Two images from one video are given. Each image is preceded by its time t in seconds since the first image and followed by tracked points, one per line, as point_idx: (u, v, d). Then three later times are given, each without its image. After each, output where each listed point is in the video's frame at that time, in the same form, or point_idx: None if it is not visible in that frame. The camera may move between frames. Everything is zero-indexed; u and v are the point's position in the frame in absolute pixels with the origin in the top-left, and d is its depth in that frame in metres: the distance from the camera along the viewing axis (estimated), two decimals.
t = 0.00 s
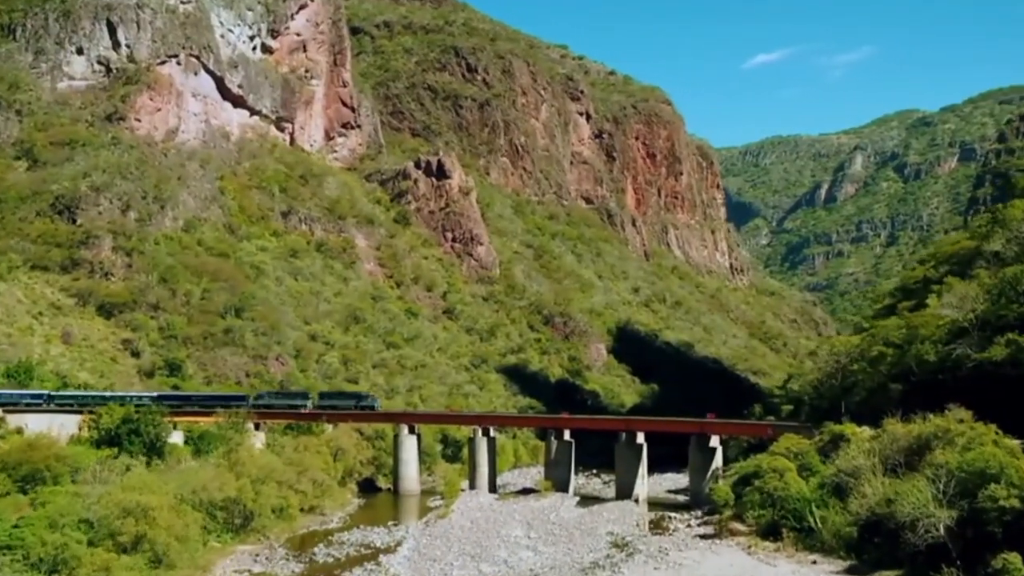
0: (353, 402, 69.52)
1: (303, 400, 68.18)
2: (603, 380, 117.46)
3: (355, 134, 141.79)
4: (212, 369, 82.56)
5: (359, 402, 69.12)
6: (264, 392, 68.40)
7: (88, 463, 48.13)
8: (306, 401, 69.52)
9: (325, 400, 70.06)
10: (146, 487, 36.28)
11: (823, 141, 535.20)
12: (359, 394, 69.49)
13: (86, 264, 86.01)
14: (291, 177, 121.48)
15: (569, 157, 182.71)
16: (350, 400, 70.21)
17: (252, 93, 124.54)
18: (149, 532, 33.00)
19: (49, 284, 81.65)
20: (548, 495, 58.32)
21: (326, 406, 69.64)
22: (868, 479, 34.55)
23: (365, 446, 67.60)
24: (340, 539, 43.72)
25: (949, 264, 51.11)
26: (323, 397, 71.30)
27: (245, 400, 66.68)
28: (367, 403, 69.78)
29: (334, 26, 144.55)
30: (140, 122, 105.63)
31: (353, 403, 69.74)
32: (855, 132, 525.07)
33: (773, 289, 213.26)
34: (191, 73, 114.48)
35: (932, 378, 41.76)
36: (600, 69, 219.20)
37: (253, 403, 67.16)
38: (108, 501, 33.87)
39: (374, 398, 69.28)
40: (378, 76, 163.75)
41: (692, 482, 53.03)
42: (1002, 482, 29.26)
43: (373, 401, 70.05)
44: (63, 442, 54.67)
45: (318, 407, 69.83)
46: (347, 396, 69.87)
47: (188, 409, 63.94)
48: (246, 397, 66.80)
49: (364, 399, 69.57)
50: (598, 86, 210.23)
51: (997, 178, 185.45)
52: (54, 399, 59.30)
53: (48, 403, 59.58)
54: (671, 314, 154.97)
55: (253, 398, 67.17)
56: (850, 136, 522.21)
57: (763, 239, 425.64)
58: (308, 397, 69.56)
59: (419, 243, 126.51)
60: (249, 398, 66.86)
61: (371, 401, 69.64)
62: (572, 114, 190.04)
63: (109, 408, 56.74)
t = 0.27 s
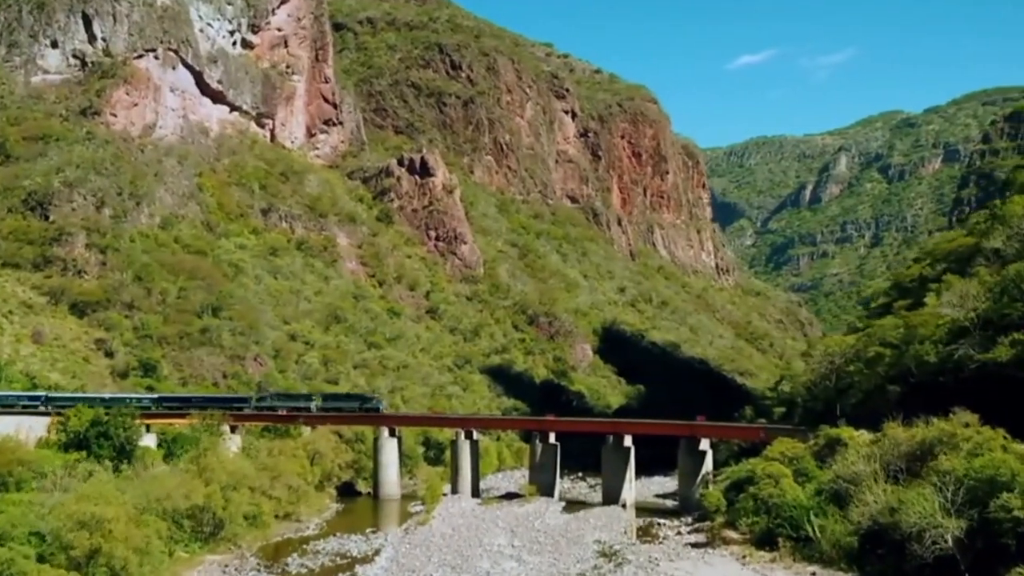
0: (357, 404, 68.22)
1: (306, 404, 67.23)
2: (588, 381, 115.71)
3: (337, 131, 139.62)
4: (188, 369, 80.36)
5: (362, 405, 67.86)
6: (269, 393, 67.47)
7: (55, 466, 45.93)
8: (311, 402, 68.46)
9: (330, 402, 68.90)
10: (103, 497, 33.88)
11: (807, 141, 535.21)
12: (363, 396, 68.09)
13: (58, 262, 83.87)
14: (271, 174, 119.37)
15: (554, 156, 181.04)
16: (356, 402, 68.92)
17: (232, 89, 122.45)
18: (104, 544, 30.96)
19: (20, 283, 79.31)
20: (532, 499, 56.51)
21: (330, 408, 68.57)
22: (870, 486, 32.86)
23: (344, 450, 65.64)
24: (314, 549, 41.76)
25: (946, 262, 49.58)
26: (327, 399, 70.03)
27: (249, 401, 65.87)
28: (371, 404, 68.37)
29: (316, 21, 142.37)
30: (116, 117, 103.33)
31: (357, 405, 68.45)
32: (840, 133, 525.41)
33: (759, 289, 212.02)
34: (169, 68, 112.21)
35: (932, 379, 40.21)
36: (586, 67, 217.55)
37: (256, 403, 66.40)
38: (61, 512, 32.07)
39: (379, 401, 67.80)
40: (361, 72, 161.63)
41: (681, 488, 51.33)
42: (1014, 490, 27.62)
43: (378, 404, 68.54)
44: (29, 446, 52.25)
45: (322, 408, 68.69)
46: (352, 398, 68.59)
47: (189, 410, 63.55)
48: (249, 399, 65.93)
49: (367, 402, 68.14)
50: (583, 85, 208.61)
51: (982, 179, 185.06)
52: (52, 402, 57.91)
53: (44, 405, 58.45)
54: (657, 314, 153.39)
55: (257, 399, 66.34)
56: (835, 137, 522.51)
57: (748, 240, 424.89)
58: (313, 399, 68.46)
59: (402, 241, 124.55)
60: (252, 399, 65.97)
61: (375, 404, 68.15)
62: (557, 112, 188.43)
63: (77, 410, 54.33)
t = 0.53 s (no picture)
0: (361, 406, 64.71)
1: (309, 407, 63.93)
2: (573, 381, 113.58)
3: (318, 127, 137.18)
4: (161, 369, 77.83)
5: (366, 408, 64.34)
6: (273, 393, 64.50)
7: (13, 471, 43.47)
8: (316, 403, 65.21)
9: (334, 403, 65.60)
10: (49, 508, 31.66)
11: (792, 142, 535.12)
12: (366, 397, 64.54)
13: (27, 258, 81.49)
14: (250, 170, 116.91)
15: (539, 154, 179.04)
16: (360, 402, 65.37)
17: (210, 83, 119.97)
18: (46, 562, 28.83)
19: None
20: (517, 505, 54.32)
21: (334, 410, 65.27)
22: (877, 494, 30.77)
23: (321, 453, 63.27)
24: (286, 559, 39.40)
25: (947, 258, 47.67)
26: (333, 399, 66.86)
27: (250, 404, 62.88)
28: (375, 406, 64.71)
29: (297, 15, 139.81)
30: (89, 110, 100.76)
31: (360, 407, 64.91)
32: (824, 133, 525.33)
33: (745, 289, 210.42)
34: (145, 60, 109.65)
35: (937, 381, 38.27)
36: (571, 64, 215.61)
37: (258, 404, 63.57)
38: (5, 524, 29.75)
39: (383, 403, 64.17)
40: (343, 68, 159.04)
41: (672, 493, 49.22)
42: None
43: (383, 405, 64.77)
44: None
45: (326, 410, 65.43)
46: (355, 399, 65.10)
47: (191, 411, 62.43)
48: (250, 400, 63.12)
49: (372, 403, 64.47)
50: (568, 82, 206.72)
51: (966, 179, 184.28)
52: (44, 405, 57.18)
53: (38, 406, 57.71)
54: (643, 313, 151.42)
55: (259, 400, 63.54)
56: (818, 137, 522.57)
57: (732, 240, 423.85)
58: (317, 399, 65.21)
59: (384, 239, 122.21)
60: (253, 400, 63.16)
61: (380, 405, 64.47)
62: (542, 109, 186.45)
63: (39, 414, 51.91)
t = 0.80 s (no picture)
0: (362, 407, 62.31)
1: (309, 407, 61.85)
2: (557, 380, 111.25)
3: (297, 121, 134.45)
4: (132, 368, 75.06)
5: (367, 408, 61.88)
6: (274, 394, 63.24)
7: None
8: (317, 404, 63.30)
9: (336, 403, 63.42)
10: None
11: (775, 142, 534.69)
12: (367, 397, 62.31)
13: None
14: (227, 164, 114.19)
15: (522, 150, 176.84)
16: (362, 403, 63.02)
17: (186, 75, 117.29)
18: None
19: None
20: (499, 510, 52.02)
21: (334, 410, 62.94)
22: (888, 501, 28.60)
23: (296, 455, 60.79)
24: (254, 569, 36.95)
25: (951, 253, 45.66)
26: (333, 399, 64.68)
27: (248, 403, 62.38)
28: (378, 407, 62.42)
29: (275, 7, 137.02)
30: (60, 101, 97.91)
31: (362, 408, 62.65)
32: (807, 133, 525.10)
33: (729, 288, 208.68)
34: (118, 51, 106.82)
35: (945, 379, 36.16)
36: (554, 61, 213.37)
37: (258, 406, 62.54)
38: None
39: (385, 403, 61.93)
40: (323, 62, 155.65)
41: (662, 499, 47.06)
42: None
43: (385, 406, 62.38)
44: None
45: (328, 411, 63.16)
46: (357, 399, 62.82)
47: (186, 412, 61.29)
48: (249, 401, 62.23)
49: (373, 404, 62.19)
50: (552, 79, 204.54)
51: (950, 179, 183.44)
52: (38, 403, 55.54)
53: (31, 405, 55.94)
54: (628, 312, 149.30)
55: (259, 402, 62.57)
56: (801, 137, 522.37)
57: (715, 240, 422.52)
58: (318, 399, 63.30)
59: (364, 235, 119.68)
60: (252, 402, 62.28)
61: (382, 406, 62.13)
62: (526, 105, 184.34)
63: None
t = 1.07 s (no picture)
0: (363, 408, 59.45)
1: (307, 407, 58.80)
2: (540, 381, 108.75)
3: (274, 115, 131.58)
4: (98, 367, 72.21)
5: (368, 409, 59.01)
6: (271, 394, 60.49)
7: None
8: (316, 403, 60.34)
9: (335, 403, 60.62)
10: None
11: (756, 143, 534.17)
12: (368, 397, 59.49)
13: None
14: (201, 158, 111.32)
15: (504, 147, 174.48)
16: (362, 403, 60.20)
17: (160, 67, 114.48)
18: None
19: None
20: (479, 515, 49.64)
21: (333, 410, 60.02)
22: (902, 508, 26.42)
23: (267, 457, 58.07)
24: None
25: (955, 245, 43.57)
26: (334, 399, 61.54)
27: (244, 405, 59.71)
28: (380, 407, 59.66)
29: None
30: (26, 91, 94.75)
31: (363, 409, 59.86)
32: (789, 134, 524.79)
33: (712, 288, 206.83)
34: (88, 41, 103.87)
35: (955, 378, 34.02)
36: (536, 57, 211.14)
37: (254, 406, 59.82)
38: None
39: (386, 403, 59.24)
40: (302, 56, 152.52)
41: (652, 503, 44.73)
42: None
43: (387, 406, 59.57)
44: None
45: (327, 412, 60.21)
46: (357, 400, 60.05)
47: (180, 412, 59.06)
48: (245, 401, 59.63)
49: (375, 405, 59.41)
50: (534, 76, 202.32)
51: (933, 179, 182.38)
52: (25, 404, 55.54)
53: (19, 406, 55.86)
54: (611, 311, 147.04)
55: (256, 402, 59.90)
56: (783, 138, 521.90)
57: (697, 241, 421.04)
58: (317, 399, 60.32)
59: (342, 232, 116.96)
60: (248, 402, 59.66)
61: (384, 406, 59.39)
62: (508, 102, 182.01)
63: None
